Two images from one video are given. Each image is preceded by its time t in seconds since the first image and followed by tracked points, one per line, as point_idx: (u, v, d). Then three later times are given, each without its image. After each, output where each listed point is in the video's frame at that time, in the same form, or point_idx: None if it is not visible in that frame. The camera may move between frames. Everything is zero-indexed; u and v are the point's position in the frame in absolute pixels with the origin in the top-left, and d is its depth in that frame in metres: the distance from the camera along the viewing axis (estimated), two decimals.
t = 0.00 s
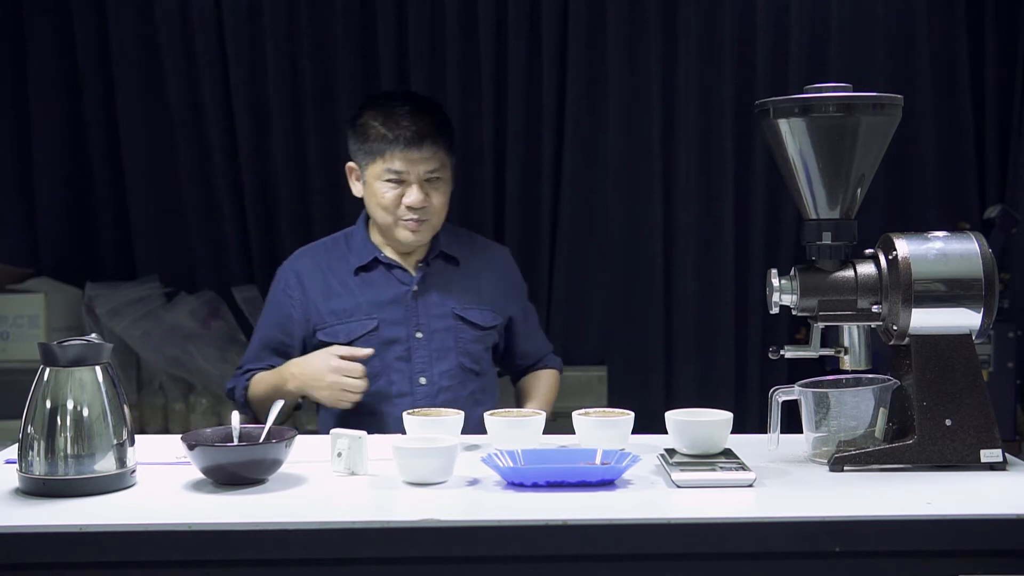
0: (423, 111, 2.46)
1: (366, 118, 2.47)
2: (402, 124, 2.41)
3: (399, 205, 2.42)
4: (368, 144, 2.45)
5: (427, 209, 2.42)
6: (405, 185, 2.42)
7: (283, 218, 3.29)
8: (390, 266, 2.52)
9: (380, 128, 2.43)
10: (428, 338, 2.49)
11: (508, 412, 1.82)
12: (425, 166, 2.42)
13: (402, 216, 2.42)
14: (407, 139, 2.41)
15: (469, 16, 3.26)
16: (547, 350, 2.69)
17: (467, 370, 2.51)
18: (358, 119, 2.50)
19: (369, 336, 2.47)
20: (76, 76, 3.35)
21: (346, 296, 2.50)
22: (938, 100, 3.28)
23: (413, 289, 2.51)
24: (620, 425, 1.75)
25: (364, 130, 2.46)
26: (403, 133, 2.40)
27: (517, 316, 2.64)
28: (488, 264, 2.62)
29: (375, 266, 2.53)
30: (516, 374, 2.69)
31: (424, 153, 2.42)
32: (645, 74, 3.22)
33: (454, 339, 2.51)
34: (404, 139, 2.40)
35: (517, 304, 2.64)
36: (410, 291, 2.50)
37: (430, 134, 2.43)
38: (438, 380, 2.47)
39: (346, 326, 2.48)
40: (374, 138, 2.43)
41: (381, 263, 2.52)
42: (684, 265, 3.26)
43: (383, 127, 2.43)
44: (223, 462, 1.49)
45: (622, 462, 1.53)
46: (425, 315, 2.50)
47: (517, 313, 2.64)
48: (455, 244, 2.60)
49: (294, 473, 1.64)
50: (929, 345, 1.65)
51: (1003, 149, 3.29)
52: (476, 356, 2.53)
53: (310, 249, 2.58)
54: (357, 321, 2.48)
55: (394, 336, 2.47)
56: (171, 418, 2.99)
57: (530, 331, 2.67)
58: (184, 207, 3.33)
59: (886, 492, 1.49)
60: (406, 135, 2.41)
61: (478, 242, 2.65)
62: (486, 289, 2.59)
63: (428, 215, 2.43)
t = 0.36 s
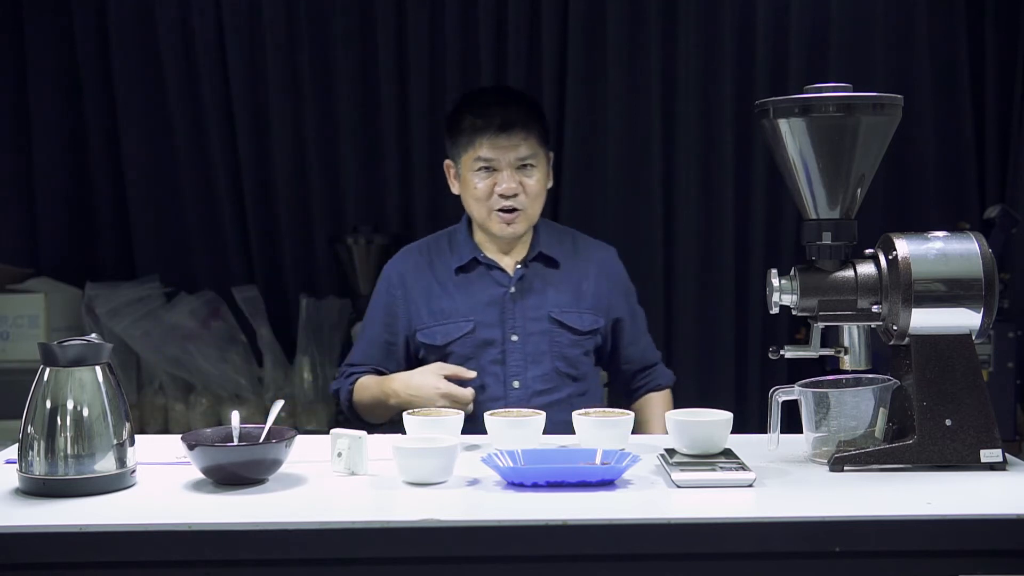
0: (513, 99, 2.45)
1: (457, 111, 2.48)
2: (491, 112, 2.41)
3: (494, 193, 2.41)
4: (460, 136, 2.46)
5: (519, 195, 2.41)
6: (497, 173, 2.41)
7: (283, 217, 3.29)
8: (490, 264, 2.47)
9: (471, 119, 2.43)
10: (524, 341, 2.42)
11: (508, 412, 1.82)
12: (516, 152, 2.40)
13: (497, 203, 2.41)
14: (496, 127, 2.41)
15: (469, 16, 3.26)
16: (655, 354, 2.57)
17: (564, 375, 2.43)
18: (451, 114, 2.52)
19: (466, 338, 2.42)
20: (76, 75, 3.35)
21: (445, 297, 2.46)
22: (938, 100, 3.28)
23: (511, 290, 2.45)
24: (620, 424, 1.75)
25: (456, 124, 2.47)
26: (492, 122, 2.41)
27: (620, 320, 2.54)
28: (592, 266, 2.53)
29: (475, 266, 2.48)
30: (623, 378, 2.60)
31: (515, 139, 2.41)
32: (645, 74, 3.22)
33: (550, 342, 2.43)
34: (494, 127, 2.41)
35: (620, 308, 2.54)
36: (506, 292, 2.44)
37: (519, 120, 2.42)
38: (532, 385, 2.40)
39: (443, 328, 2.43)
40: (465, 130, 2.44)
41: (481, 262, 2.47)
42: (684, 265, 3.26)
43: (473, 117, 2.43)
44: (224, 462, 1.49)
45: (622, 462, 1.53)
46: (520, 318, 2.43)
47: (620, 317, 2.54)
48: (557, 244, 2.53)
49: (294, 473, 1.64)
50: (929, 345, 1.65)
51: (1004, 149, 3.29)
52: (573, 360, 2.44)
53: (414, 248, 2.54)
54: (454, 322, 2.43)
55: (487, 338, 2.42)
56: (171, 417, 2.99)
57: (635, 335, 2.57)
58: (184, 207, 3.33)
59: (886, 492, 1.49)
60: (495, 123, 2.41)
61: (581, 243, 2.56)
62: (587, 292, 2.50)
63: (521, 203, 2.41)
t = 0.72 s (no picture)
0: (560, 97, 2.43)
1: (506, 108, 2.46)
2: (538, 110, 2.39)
3: (538, 190, 2.38)
4: (507, 133, 2.43)
5: (563, 194, 2.38)
6: (542, 171, 2.38)
7: (283, 217, 3.29)
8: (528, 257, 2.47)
9: (519, 115, 2.41)
10: (550, 339, 2.42)
11: (508, 412, 1.82)
12: (563, 151, 2.37)
13: (541, 200, 2.38)
14: (542, 124, 2.38)
15: (469, 16, 3.26)
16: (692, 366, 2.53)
17: (584, 377, 2.42)
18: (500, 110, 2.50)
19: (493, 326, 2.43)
20: (76, 75, 3.35)
21: (479, 283, 2.47)
22: (939, 100, 3.28)
23: (545, 287, 2.46)
24: (620, 424, 1.75)
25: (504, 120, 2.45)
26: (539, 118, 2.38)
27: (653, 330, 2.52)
28: (628, 273, 2.52)
29: (513, 257, 2.49)
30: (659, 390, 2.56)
31: (560, 138, 2.38)
32: (645, 74, 3.22)
33: (575, 343, 2.43)
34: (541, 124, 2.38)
35: (654, 318, 2.51)
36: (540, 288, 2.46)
37: (565, 119, 2.39)
38: (552, 382, 2.39)
39: (473, 312, 2.44)
40: (512, 126, 2.42)
41: (519, 254, 2.48)
42: (684, 265, 3.26)
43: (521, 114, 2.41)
44: (224, 462, 1.49)
45: (622, 462, 1.53)
46: (551, 316, 2.43)
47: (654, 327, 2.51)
48: (596, 248, 2.52)
49: (294, 473, 1.64)
50: (930, 345, 1.65)
51: (1004, 149, 3.29)
52: (595, 365, 2.43)
53: (456, 231, 2.56)
54: (484, 309, 2.44)
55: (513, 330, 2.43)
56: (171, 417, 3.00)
57: (671, 345, 2.53)
58: (184, 207, 3.33)
59: (886, 492, 1.49)
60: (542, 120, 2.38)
61: (619, 251, 2.55)
62: (618, 300, 2.49)
63: (564, 201, 2.38)
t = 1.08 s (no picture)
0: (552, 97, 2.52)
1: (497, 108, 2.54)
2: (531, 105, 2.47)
3: (531, 182, 2.43)
4: (500, 130, 2.50)
5: (555, 185, 2.43)
6: (535, 163, 2.44)
7: (283, 218, 3.29)
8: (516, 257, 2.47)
9: (512, 112, 2.49)
10: (539, 333, 2.41)
11: (509, 412, 1.82)
12: (554, 145, 2.45)
13: (534, 191, 2.43)
14: (536, 119, 2.46)
15: (469, 16, 3.26)
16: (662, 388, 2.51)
17: (574, 371, 2.41)
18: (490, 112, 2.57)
19: (481, 323, 2.42)
20: (76, 76, 3.35)
21: (466, 283, 2.47)
22: (939, 100, 3.28)
23: (532, 284, 2.45)
24: (620, 424, 1.75)
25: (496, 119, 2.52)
26: (532, 115, 2.46)
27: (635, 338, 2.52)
28: (614, 274, 2.53)
29: (501, 258, 2.49)
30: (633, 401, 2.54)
31: (553, 133, 2.46)
32: (645, 74, 3.22)
33: (564, 337, 2.42)
34: (534, 120, 2.46)
35: (639, 321, 2.52)
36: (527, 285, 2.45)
37: (557, 116, 2.47)
38: (543, 375, 2.37)
39: (461, 313, 2.43)
40: (505, 122, 2.49)
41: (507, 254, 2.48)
42: (684, 265, 3.26)
43: (514, 110, 2.48)
44: (224, 462, 1.49)
45: (622, 462, 1.53)
46: (539, 310, 2.43)
47: (637, 332, 2.52)
48: (583, 248, 2.53)
49: (294, 473, 1.64)
50: (930, 345, 1.65)
51: (1003, 150, 3.29)
52: (585, 359, 2.42)
53: (442, 240, 2.56)
54: (471, 309, 2.44)
55: (502, 326, 2.42)
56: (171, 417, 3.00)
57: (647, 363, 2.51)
58: (184, 207, 3.33)
59: (886, 492, 1.49)
60: (534, 116, 2.46)
61: (606, 255, 2.56)
62: (606, 297, 2.49)
63: (556, 192, 2.43)
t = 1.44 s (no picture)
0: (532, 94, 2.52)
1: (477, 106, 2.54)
2: (512, 102, 2.47)
3: (513, 177, 2.43)
4: (481, 127, 2.50)
5: (538, 180, 2.43)
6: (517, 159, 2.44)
7: (283, 218, 3.29)
8: (500, 256, 2.47)
9: (494, 109, 2.49)
10: (524, 332, 2.40)
11: (509, 412, 1.82)
12: (537, 141, 2.46)
13: (517, 187, 2.42)
14: (517, 115, 2.47)
15: (469, 16, 3.26)
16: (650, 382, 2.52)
17: (562, 370, 2.40)
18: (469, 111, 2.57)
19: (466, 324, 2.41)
20: (76, 75, 3.35)
21: (451, 284, 2.46)
22: (938, 100, 3.28)
23: (516, 282, 2.45)
24: (620, 424, 1.75)
25: (476, 117, 2.53)
26: (513, 111, 2.47)
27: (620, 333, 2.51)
28: (597, 270, 2.52)
29: (484, 257, 2.49)
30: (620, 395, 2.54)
31: (535, 129, 2.46)
32: (645, 74, 3.22)
33: (551, 335, 2.41)
34: (515, 116, 2.47)
35: (624, 316, 2.51)
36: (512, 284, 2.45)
37: (540, 113, 2.48)
38: (530, 375, 2.37)
39: (447, 314, 2.42)
40: (486, 120, 2.49)
41: (492, 253, 2.48)
42: (684, 265, 3.26)
43: (495, 107, 2.49)
44: (224, 462, 1.49)
45: (623, 462, 1.53)
46: (523, 310, 2.42)
47: (623, 327, 2.51)
48: (565, 245, 2.53)
49: (294, 473, 1.64)
50: (928, 344, 1.65)
51: (1003, 150, 3.29)
52: (572, 357, 2.41)
53: (426, 240, 2.55)
54: (457, 309, 2.43)
55: (488, 326, 2.41)
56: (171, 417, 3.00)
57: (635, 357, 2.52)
58: (184, 207, 3.33)
59: (886, 492, 1.49)
60: (516, 112, 2.47)
61: (590, 251, 2.56)
62: (591, 294, 2.49)
63: (540, 187, 2.43)
